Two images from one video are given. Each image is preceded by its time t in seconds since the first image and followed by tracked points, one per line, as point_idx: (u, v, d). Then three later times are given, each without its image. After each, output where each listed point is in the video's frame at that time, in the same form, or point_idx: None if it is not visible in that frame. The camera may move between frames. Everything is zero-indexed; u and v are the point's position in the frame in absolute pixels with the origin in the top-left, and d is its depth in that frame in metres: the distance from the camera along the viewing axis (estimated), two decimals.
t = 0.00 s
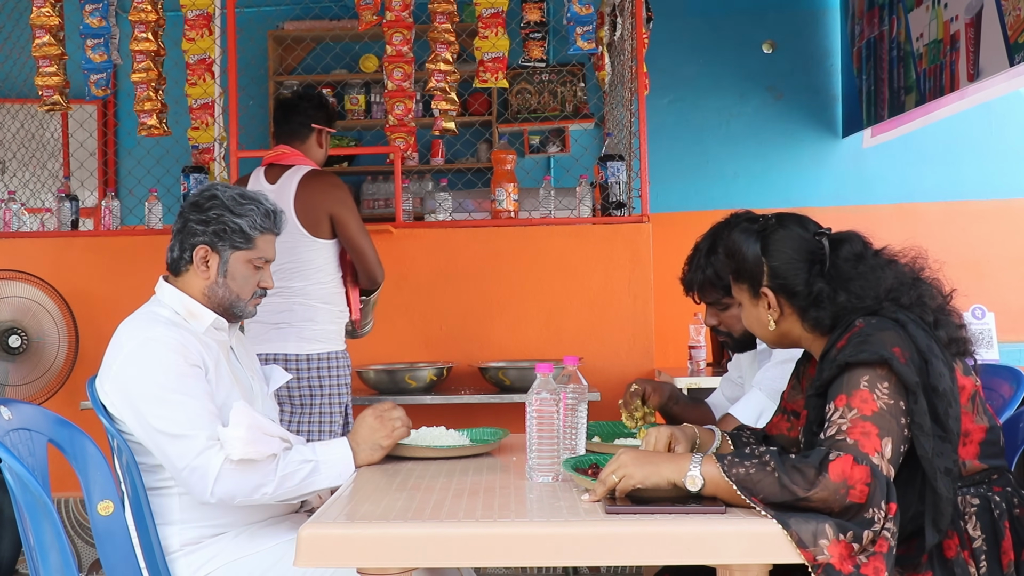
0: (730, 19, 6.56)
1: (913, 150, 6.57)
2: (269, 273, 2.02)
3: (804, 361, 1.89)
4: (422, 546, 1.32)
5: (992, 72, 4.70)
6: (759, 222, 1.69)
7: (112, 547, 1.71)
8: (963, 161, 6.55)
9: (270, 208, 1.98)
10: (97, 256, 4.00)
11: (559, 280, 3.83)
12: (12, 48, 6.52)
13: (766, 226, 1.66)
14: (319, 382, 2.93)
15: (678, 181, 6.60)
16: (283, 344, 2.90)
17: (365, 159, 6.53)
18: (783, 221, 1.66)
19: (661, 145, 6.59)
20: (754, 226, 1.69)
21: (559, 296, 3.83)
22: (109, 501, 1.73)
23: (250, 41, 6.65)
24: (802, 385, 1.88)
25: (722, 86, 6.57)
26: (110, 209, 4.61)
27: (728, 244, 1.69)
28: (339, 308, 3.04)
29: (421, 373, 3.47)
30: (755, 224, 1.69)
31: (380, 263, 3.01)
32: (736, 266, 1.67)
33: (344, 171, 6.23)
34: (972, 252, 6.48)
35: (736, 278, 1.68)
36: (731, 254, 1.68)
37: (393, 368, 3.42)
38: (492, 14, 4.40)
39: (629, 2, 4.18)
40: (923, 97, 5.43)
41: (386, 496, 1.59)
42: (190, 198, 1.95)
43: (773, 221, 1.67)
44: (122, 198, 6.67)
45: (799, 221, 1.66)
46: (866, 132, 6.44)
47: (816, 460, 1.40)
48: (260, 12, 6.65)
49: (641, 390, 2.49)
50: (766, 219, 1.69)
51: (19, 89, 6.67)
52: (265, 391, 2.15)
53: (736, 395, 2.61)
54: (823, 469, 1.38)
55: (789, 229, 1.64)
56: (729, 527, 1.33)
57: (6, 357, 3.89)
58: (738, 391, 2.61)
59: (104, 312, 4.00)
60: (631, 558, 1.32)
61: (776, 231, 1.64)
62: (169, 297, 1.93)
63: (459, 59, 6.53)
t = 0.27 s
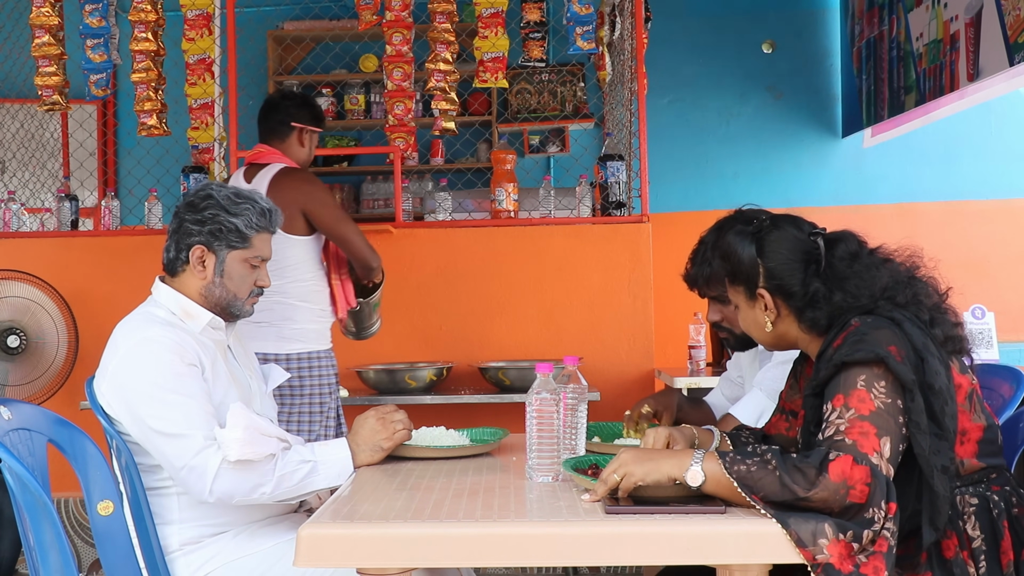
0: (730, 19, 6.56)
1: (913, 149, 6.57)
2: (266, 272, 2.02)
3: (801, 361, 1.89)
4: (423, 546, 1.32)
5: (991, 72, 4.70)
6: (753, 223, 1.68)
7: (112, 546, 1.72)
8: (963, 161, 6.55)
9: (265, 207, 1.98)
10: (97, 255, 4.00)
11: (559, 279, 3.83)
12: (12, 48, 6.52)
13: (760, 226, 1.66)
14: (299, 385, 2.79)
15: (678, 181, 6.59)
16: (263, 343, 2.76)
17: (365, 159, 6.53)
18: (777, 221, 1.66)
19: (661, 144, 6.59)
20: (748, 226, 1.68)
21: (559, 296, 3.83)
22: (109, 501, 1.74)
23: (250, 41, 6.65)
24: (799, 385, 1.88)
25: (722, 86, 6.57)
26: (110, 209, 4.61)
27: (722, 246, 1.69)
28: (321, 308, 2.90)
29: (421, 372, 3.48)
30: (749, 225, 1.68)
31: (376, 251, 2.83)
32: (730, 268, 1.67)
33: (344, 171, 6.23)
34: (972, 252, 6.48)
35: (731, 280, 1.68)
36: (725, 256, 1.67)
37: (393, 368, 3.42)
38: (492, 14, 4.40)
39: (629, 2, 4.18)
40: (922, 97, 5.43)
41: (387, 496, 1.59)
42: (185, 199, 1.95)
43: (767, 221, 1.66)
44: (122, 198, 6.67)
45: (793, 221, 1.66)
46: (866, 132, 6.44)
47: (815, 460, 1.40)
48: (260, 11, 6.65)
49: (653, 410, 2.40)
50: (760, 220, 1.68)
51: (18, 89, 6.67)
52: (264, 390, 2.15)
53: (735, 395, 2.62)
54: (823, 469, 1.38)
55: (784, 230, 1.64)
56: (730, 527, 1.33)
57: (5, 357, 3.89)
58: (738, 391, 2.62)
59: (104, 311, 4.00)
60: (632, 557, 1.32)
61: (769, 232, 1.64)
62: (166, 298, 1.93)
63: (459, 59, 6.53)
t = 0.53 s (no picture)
0: (730, 19, 6.56)
1: (913, 150, 6.57)
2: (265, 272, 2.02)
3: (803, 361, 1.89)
4: (423, 546, 1.32)
5: (991, 72, 4.70)
6: (756, 224, 1.68)
7: (111, 547, 1.72)
8: (963, 161, 6.55)
9: (264, 208, 1.97)
10: (97, 255, 4.00)
11: (559, 280, 3.83)
12: (12, 48, 6.52)
13: (764, 227, 1.66)
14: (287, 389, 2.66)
15: (678, 181, 6.59)
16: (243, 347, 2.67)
17: (365, 158, 6.53)
18: (780, 222, 1.66)
19: (661, 144, 6.59)
20: (751, 227, 1.68)
21: (559, 296, 3.83)
22: (109, 501, 1.74)
23: (250, 41, 6.65)
24: (801, 386, 1.88)
25: (722, 86, 6.56)
26: (110, 209, 4.61)
27: (725, 247, 1.69)
28: (297, 308, 2.78)
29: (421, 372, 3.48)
30: (752, 225, 1.68)
31: (351, 249, 2.73)
32: (734, 269, 1.67)
33: (344, 170, 6.23)
34: (972, 252, 6.48)
35: (734, 282, 1.68)
36: (728, 257, 1.67)
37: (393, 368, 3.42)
38: (492, 14, 4.40)
39: (629, 2, 4.18)
40: (922, 97, 5.43)
41: (387, 496, 1.59)
42: (184, 199, 1.95)
43: (770, 222, 1.66)
44: (122, 198, 6.67)
45: (797, 222, 1.66)
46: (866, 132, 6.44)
47: (816, 461, 1.39)
48: (260, 11, 6.65)
49: (657, 409, 2.38)
50: (764, 221, 1.68)
51: (19, 89, 6.67)
52: (263, 390, 2.15)
53: (736, 395, 2.62)
54: (824, 470, 1.38)
55: (787, 230, 1.64)
56: (730, 526, 1.32)
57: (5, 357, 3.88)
58: (738, 392, 2.62)
59: (104, 311, 4.00)
60: (633, 556, 1.32)
61: (773, 232, 1.64)
62: (166, 299, 1.93)
63: (459, 59, 6.53)
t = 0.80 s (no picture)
0: (729, 19, 6.56)
1: (913, 150, 6.57)
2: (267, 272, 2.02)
3: (807, 362, 1.89)
4: (424, 546, 1.32)
5: (991, 72, 4.70)
6: (766, 223, 1.68)
7: (111, 547, 1.72)
8: (963, 161, 6.55)
9: (267, 209, 1.97)
10: (97, 255, 4.00)
11: (559, 280, 3.83)
12: (12, 48, 6.52)
13: (773, 226, 1.66)
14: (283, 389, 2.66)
15: (678, 181, 6.59)
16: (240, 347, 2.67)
17: (365, 158, 6.53)
18: (789, 222, 1.65)
19: (661, 144, 6.59)
20: (760, 226, 1.68)
21: (559, 296, 3.83)
22: (109, 501, 1.74)
23: (250, 41, 6.65)
24: (805, 387, 1.88)
25: (722, 86, 6.57)
26: (110, 209, 4.61)
27: (733, 246, 1.68)
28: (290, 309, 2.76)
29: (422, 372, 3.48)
30: (761, 225, 1.68)
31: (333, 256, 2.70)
32: (742, 268, 1.66)
33: (344, 170, 6.23)
34: (972, 252, 6.48)
35: (742, 280, 1.68)
36: (736, 256, 1.67)
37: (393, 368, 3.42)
38: (492, 14, 4.39)
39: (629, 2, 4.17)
40: (923, 96, 5.43)
41: (388, 496, 1.59)
42: (187, 199, 1.95)
43: (780, 221, 1.66)
44: (122, 198, 6.67)
45: (806, 221, 1.66)
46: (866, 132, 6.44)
47: (818, 461, 1.39)
48: (260, 11, 6.65)
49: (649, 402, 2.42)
50: (773, 220, 1.68)
51: (19, 89, 6.67)
52: (264, 390, 2.15)
53: (736, 395, 2.62)
54: (825, 470, 1.38)
55: (797, 230, 1.63)
56: (730, 526, 1.32)
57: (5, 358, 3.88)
58: (738, 392, 2.62)
59: (104, 311, 4.00)
60: (633, 557, 1.32)
61: (782, 232, 1.64)
62: (167, 299, 1.93)
63: (459, 59, 6.54)
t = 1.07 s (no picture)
0: (729, 19, 6.56)
1: (913, 150, 6.57)
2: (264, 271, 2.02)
3: (807, 362, 1.89)
4: (423, 546, 1.32)
5: (991, 72, 4.70)
6: (768, 222, 1.68)
7: (111, 547, 1.72)
8: (963, 161, 6.55)
9: (262, 207, 1.97)
10: (97, 255, 4.00)
11: (559, 279, 3.83)
12: (12, 48, 6.53)
13: (775, 225, 1.66)
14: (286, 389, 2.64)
15: (678, 181, 6.59)
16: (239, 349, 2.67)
17: (365, 158, 6.52)
18: (792, 221, 1.65)
19: (661, 144, 6.59)
20: (762, 225, 1.68)
21: (559, 296, 3.83)
22: (109, 501, 1.74)
23: (250, 41, 6.65)
24: (805, 387, 1.88)
25: (722, 86, 6.56)
26: (110, 209, 4.61)
27: (735, 244, 1.68)
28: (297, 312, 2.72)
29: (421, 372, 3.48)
30: (763, 224, 1.68)
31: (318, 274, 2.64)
32: (745, 266, 1.66)
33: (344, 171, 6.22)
34: (972, 252, 6.48)
35: (745, 279, 1.67)
36: (738, 255, 1.67)
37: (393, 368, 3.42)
38: (492, 14, 4.38)
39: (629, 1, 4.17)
40: (923, 97, 5.43)
41: (388, 496, 1.59)
42: (182, 199, 1.95)
43: (782, 220, 1.66)
44: (122, 199, 6.67)
45: (809, 220, 1.66)
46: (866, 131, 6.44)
47: (818, 461, 1.39)
48: (260, 11, 6.65)
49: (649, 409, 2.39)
50: (775, 219, 1.68)
51: (19, 89, 6.67)
52: (263, 390, 2.15)
53: (735, 395, 2.63)
54: (825, 470, 1.38)
55: (799, 228, 1.63)
56: (729, 526, 1.33)
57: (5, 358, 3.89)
58: (737, 392, 2.63)
59: (104, 311, 4.00)
60: (632, 558, 1.32)
61: (784, 231, 1.64)
62: (165, 299, 1.93)
63: (459, 59, 6.53)
